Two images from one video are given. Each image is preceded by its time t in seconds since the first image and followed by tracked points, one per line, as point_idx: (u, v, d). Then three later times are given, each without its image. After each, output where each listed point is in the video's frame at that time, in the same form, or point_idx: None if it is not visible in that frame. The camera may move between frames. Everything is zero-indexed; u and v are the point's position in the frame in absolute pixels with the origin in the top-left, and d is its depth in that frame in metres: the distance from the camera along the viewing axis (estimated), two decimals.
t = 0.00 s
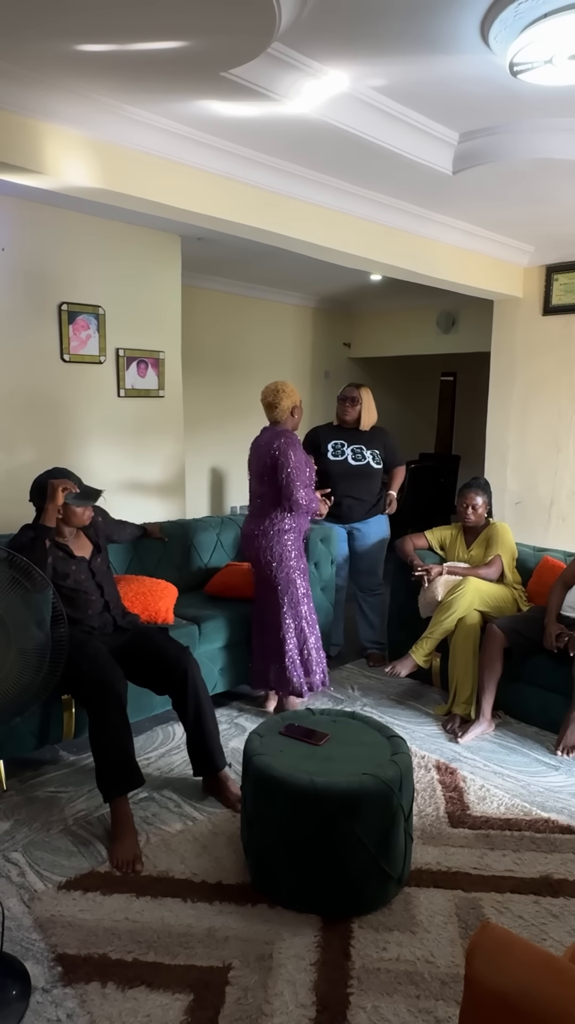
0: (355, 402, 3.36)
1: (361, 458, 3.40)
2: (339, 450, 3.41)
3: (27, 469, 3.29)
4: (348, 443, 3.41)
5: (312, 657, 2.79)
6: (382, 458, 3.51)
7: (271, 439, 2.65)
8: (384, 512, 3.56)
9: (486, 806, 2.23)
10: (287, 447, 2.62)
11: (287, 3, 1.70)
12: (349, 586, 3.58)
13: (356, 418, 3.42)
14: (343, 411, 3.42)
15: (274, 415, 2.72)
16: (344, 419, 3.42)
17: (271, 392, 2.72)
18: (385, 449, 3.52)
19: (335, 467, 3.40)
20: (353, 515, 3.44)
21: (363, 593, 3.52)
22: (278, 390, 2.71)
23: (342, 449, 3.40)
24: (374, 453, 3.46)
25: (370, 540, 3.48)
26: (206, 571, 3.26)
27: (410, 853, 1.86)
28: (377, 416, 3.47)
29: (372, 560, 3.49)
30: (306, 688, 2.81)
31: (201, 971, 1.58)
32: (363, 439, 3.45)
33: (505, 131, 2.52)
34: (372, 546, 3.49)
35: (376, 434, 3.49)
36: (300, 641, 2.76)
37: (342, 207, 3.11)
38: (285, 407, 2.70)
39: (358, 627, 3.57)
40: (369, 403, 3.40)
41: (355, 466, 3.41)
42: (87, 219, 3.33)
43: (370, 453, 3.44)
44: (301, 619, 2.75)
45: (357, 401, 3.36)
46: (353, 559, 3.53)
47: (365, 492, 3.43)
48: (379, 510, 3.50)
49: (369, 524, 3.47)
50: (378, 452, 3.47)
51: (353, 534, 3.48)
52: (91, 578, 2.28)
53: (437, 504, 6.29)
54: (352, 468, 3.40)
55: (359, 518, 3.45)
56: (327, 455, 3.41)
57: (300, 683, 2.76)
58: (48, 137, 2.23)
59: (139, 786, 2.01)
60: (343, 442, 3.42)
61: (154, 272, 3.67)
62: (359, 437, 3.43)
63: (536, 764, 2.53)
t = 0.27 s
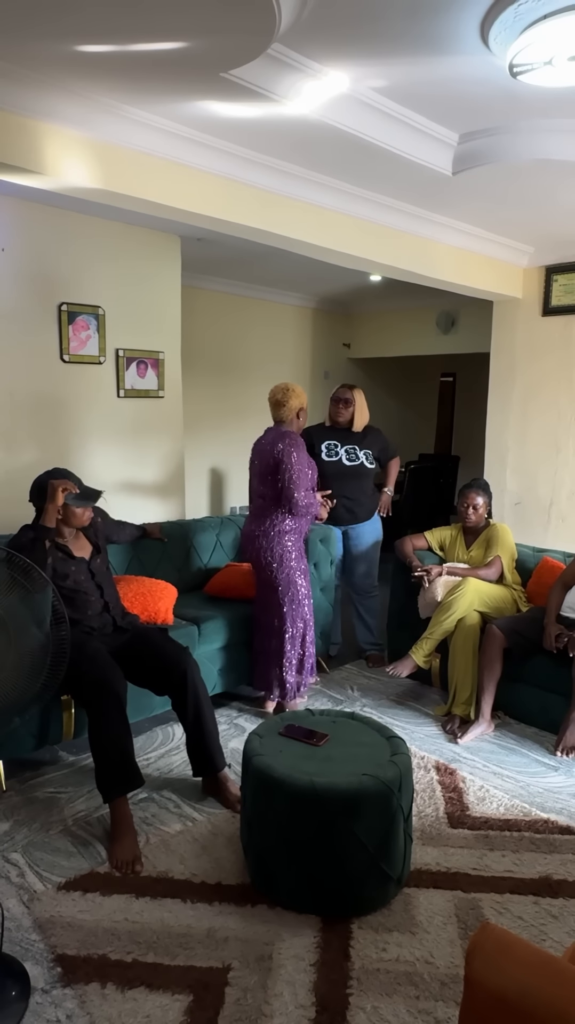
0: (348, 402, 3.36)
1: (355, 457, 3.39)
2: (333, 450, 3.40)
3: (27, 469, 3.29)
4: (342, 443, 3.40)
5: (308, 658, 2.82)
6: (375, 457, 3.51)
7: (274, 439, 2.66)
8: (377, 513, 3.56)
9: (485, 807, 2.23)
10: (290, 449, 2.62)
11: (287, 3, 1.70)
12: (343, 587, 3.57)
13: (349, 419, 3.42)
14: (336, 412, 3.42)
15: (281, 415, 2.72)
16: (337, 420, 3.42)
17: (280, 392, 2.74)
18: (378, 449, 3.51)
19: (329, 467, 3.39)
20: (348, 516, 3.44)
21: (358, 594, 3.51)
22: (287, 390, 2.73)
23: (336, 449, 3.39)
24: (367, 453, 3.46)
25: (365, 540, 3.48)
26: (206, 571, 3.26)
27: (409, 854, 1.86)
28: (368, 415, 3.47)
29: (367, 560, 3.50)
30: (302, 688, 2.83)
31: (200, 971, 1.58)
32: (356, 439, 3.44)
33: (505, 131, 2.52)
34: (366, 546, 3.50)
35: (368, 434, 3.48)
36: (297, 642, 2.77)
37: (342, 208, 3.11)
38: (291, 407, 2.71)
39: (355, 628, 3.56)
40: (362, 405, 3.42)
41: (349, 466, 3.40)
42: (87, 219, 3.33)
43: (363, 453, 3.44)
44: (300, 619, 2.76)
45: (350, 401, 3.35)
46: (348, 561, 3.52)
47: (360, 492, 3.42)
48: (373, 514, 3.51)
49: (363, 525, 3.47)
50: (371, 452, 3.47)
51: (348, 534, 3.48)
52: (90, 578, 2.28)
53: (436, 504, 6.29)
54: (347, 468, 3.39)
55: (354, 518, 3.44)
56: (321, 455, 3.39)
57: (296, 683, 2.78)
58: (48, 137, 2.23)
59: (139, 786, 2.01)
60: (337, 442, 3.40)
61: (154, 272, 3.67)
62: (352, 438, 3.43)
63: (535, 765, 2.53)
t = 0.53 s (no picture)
0: (344, 403, 3.36)
1: (353, 457, 3.41)
2: (331, 451, 3.41)
3: (26, 469, 3.29)
4: (340, 443, 3.42)
5: (307, 659, 2.81)
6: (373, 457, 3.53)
7: (273, 439, 2.65)
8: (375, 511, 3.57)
9: (484, 807, 2.23)
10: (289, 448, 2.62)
11: (286, 3, 1.70)
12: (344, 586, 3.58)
13: (345, 420, 3.42)
14: (333, 412, 3.42)
15: (284, 415, 2.72)
16: (334, 421, 3.43)
17: (287, 393, 2.75)
18: (374, 447, 3.53)
19: (329, 467, 3.39)
20: (347, 515, 3.43)
21: (359, 594, 3.50)
22: (293, 391, 2.73)
23: (333, 449, 3.40)
24: (365, 452, 3.47)
25: (364, 540, 3.48)
26: (205, 571, 3.26)
27: (408, 853, 1.86)
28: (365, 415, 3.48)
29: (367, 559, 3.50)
30: (301, 688, 2.83)
31: (199, 971, 1.58)
32: (354, 440, 3.45)
33: (504, 131, 2.52)
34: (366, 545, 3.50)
35: (364, 434, 3.50)
36: (295, 642, 2.77)
37: (341, 207, 3.11)
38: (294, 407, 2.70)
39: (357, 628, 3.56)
40: (358, 405, 3.42)
41: (349, 466, 3.41)
42: (86, 219, 3.32)
43: (360, 453, 3.45)
44: (299, 619, 2.76)
45: (347, 402, 3.36)
46: (348, 560, 3.53)
47: (360, 492, 3.43)
48: (370, 508, 3.52)
49: (363, 523, 3.47)
50: (368, 452, 3.48)
51: (348, 534, 3.48)
52: (89, 578, 2.28)
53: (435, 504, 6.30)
54: (346, 468, 3.40)
55: (353, 518, 3.45)
56: (319, 456, 3.40)
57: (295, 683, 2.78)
58: (47, 136, 2.23)
59: (138, 786, 2.01)
60: (335, 442, 3.41)
61: (153, 272, 3.67)
62: (349, 438, 3.44)
63: (534, 764, 2.54)
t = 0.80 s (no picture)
0: (348, 402, 3.36)
1: (356, 456, 3.40)
2: (334, 450, 3.40)
3: (23, 468, 3.28)
4: (343, 443, 3.41)
5: (306, 658, 2.82)
6: (375, 455, 3.52)
7: (268, 438, 2.64)
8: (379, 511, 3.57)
9: (481, 805, 2.24)
10: (288, 447, 2.61)
11: (284, 2, 1.70)
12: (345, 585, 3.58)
13: (348, 419, 3.43)
14: (335, 411, 3.44)
15: (274, 415, 2.73)
16: (336, 418, 3.44)
17: (274, 392, 2.74)
18: (377, 447, 3.53)
19: (332, 466, 3.39)
20: (349, 515, 3.44)
21: (361, 593, 3.50)
22: (280, 390, 2.72)
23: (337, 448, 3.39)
24: (368, 452, 3.47)
25: (365, 539, 3.48)
26: (202, 571, 3.26)
27: (405, 852, 1.86)
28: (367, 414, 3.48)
29: (369, 559, 3.50)
30: (298, 687, 2.84)
31: (196, 970, 1.58)
32: (357, 439, 3.45)
33: (502, 131, 2.52)
34: (367, 545, 3.50)
35: (367, 433, 3.49)
36: (290, 641, 2.77)
37: (339, 206, 3.11)
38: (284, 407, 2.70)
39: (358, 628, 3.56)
40: (360, 404, 3.43)
41: (352, 466, 3.40)
42: (83, 217, 3.32)
43: (363, 452, 3.45)
44: (295, 619, 2.76)
45: (350, 401, 3.36)
46: (349, 559, 3.53)
47: (362, 491, 3.43)
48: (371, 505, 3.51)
49: (365, 522, 3.48)
50: (371, 451, 3.48)
51: (349, 533, 3.49)
52: (86, 577, 2.28)
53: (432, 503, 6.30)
54: (349, 468, 3.40)
55: (355, 518, 3.45)
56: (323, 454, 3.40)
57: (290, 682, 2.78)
58: (44, 135, 2.23)
59: (135, 785, 2.01)
60: (338, 441, 3.41)
61: (150, 271, 3.67)
62: (353, 437, 3.44)
63: (531, 763, 2.54)
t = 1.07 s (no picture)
0: (353, 401, 3.32)
1: (360, 455, 3.38)
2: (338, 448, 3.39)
3: (18, 467, 3.28)
4: (347, 443, 3.39)
5: (299, 658, 2.81)
6: (381, 454, 3.50)
7: (262, 436, 2.64)
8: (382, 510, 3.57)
9: (476, 804, 2.24)
10: (286, 445, 2.61)
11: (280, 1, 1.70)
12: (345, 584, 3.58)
13: (354, 418, 3.39)
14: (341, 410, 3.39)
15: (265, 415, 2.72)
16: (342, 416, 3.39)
17: (264, 392, 2.74)
18: (383, 447, 3.50)
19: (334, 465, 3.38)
20: (350, 515, 3.44)
21: (361, 592, 3.51)
22: (269, 389, 2.72)
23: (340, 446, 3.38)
24: (373, 451, 3.44)
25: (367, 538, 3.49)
26: (199, 570, 3.24)
27: (401, 851, 1.86)
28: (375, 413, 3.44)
29: (370, 559, 3.50)
30: (293, 687, 2.84)
31: (192, 969, 1.58)
32: (363, 438, 3.43)
33: (498, 131, 2.52)
34: (369, 544, 3.50)
35: (373, 433, 3.47)
36: (284, 640, 2.77)
37: (335, 206, 3.11)
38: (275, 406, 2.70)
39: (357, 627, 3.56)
40: (367, 403, 3.37)
41: (355, 464, 3.38)
42: (79, 216, 3.31)
43: (368, 451, 3.42)
44: (290, 618, 2.76)
45: (356, 400, 3.32)
46: (350, 558, 3.53)
47: (363, 491, 3.42)
48: (374, 504, 3.51)
49: (368, 521, 3.48)
50: (376, 450, 3.45)
51: (351, 532, 3.49)
52: (82, 577, 2.27)
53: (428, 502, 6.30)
54: (351, 467, 3.38)
55: (356, 517, 3.45)
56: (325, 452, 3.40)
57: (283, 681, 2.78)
58: (39, 133, 2.22)
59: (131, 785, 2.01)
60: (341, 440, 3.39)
61: (146, 270, 3.66)
62: (358, 437, 3.41)
63: (526, 762, 2.55)
